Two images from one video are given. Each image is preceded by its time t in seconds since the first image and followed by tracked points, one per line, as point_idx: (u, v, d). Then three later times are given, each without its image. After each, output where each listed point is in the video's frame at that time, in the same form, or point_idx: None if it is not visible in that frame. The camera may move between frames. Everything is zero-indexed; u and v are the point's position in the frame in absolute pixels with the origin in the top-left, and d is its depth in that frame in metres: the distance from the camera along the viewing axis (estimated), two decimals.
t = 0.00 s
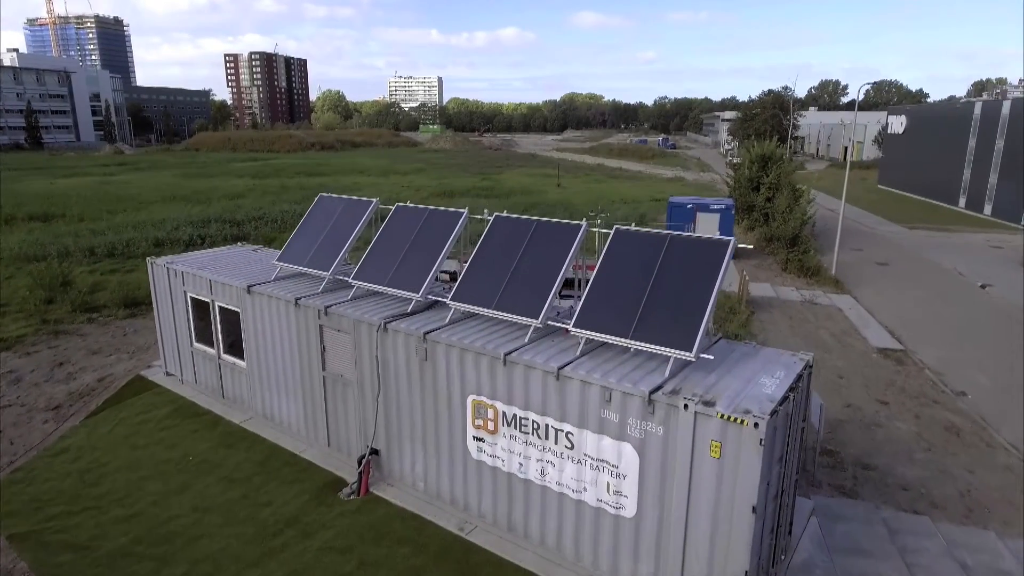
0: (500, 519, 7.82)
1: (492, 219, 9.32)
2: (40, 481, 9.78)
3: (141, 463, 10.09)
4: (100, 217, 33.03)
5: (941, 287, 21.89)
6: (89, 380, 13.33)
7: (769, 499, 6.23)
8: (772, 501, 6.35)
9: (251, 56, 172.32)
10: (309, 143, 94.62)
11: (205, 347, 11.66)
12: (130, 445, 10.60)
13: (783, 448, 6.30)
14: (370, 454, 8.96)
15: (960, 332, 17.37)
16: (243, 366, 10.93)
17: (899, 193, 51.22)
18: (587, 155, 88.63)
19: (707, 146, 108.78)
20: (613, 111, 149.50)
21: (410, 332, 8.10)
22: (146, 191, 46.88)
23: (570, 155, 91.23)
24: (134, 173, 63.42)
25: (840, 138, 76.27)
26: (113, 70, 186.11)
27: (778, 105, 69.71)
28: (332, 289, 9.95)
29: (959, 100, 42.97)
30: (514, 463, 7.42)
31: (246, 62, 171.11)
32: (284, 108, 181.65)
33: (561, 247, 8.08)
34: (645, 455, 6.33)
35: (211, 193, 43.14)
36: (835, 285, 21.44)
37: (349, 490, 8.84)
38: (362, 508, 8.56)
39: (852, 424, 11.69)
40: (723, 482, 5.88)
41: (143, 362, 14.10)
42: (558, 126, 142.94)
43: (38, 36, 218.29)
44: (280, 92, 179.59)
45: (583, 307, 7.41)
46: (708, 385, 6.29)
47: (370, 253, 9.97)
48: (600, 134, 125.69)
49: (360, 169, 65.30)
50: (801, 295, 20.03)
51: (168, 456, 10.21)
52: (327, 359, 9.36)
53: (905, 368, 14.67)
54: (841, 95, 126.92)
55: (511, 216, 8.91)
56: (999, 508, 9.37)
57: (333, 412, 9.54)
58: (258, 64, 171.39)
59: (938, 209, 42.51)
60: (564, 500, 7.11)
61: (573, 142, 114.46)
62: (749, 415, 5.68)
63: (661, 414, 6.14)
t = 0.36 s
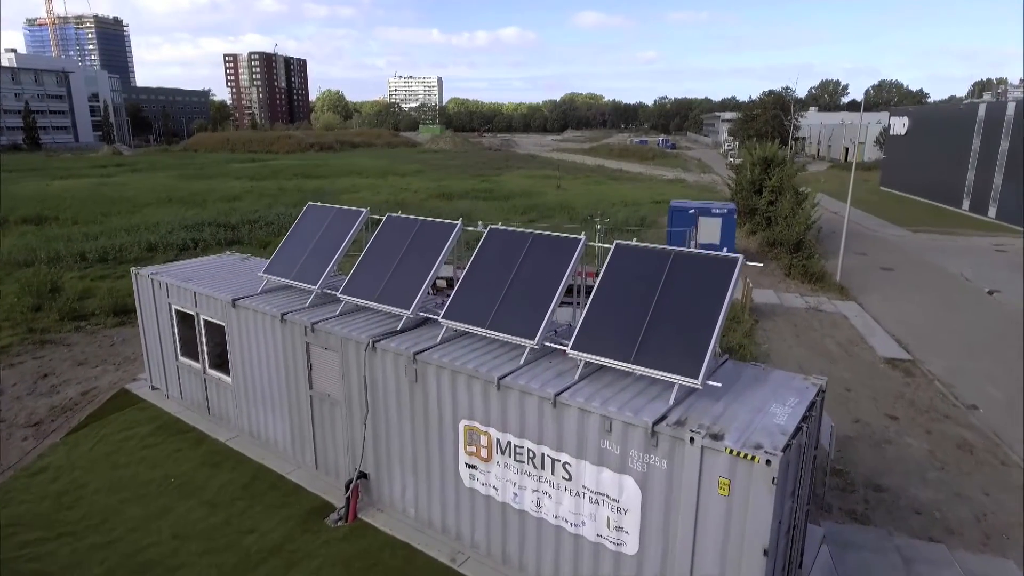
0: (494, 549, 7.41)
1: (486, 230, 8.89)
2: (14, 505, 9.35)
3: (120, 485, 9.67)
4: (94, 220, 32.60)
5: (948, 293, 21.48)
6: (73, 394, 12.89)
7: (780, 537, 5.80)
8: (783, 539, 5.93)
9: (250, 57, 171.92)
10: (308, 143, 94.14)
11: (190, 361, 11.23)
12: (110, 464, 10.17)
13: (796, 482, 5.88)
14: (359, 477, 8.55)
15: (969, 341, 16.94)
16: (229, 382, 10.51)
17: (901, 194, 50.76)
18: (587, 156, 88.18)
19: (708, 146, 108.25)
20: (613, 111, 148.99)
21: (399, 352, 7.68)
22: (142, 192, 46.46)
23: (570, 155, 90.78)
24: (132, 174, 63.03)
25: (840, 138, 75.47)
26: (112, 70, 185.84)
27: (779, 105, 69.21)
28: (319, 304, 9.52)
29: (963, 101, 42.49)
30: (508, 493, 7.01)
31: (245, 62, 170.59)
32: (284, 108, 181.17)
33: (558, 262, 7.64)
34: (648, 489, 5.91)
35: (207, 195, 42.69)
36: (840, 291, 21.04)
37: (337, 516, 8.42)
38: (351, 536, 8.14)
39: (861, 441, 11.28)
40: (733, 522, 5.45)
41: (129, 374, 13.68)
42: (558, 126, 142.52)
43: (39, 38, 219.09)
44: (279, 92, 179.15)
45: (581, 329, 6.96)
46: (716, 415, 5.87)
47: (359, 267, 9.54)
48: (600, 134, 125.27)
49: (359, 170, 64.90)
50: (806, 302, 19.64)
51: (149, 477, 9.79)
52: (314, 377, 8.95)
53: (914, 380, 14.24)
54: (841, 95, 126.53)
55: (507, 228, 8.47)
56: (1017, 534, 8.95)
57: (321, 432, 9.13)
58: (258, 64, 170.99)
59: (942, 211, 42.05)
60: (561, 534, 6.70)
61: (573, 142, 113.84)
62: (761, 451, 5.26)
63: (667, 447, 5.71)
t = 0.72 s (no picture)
0: None
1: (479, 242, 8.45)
2: None
3: (96, 507, 9.24)
4: (87, 223, 32.17)
5: (955, 299, 21.04)
6: (54, 407, 12.48)
7: None
8: None
9: (250, 56, 171.49)
10: (307, 143, 93.63)
11: (173, 375, 10.82)
12: (88, 484, 9.75)
13: (809, 519, 5.44)
14: (345, 502, 8.12)
15: (978, 350, 16.49)
16: (212, 398, 10.09)
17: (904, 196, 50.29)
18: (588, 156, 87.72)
19: (709, 145, 107.74)
20: (613, 111, 148.48)
21: (386, 372, 7.26)
22: (138, 194, 46.02)
23: (571, 155, 90.26)
24: (129, 175, 62.60)
25: (842, 138, 74.97)
26: (112, 69, 185.34)
27: (781, 105, 68.73)
28: (304, 318, 9.08)
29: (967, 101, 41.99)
30: (500, 524, 6.59)
31: (245, 62, 170.09)
32: (283, 108, 180.69)
33: (553, 277, 7.19)
34: (649, 526, 5.48)
35: (204, 196, 42.24)
36: (844, 297, 20.60)
37: (321, 543, 7.98)
38: (335, 564, 7.71)
39: (870, 458, 10.85)
40: (740, 564, 5.02)
41: (114, 386, 13.27)
42: (558, 126, 142.04)
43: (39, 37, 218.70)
44: (279, 92, 178.68)
45: (577, 350, 6.51)
46: (723, 447, 5.44)
47: (346, 279, 9.10)
48: (600, 134, 124.83)
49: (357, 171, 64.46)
50: (810, 309, 19.21)
51: (127, 498, 9.37)
52: (298, 395, 8.52)
53: (923, 391, 13.80)
54: (842, 95, 125.94)
55: (501, 240, 8.03)
56: None
57: (306, 453, 8.71)
58: (257, 64, 170.55)
59: (946, 212, 41.58)
60: (556, 569, 6.27)
61: (574, 142, 113.29)
62: (772, 490, 4.82)
63: (670, 481, 5.27)
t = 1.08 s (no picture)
0: None
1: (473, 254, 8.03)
2: None
3: (74, 530, 8.84)
4: (81, 226, 31.74)
5: (963, 305, 20.63)
6: (37, 420, 12.08)
7: None
8: None
9: (250, 57, 171.08)
10: (306, 143, 93.17)
11: (157, 390, 10.41)
12: (67, 505, 9.33)
13: (827, 561, 5.03)
14: (333, 528, 7.72)
15: (988, 358, 16.08)
16: (197, 414, 9.69)
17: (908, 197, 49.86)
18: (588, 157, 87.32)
19: (710, 146, 107.34)
20: (614, 111, 148.05)
21: (373, 393, 6.86)
22: (134, 195, 45.55)
23: (571, 156, 89.87)
24: (128, 176, 62.12)
25: (844, 139, 74.62)
26: (112, 69, 184.81)
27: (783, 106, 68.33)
28: (291, 333, 8.68)
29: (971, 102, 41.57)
30: (494, 558, 6.18)
31: (245, 62, 169.72)
32: (283, 109, 180.27)
33: (550, 293, 6.77)
34: (653, 568, 5.08)
35: (201, 198, 41.82)
36: (851, 303, 20.20)
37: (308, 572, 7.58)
38: None
39: (880, 476, 10.44)
40: None
41: (100, 398, 12.86)
42: (559, 126, 141.64)
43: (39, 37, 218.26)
44: (279, 92, 178.27)
45: (576, 375, 6.09)
46: (734, 483, 5.04)
47: (334, 292, 8.69)
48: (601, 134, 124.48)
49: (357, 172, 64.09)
50: (815, 316, 18.81)
51: (106, 521, 8.96)
52: (284, 415, 8.13)
53: (933, 403, 13.38)
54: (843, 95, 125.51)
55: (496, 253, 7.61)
56: None
57: (292, 474, 8.30)
58: (257, 64, 170.17)
59: (950, 215, 41.18)
60: None
61: (575, 142, 112.94)
62: (789, 535, 4.42)
63: (677, 521, 4.86)
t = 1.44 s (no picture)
0: None
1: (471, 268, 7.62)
2: None
3: (55, 553, 8.49)
4: (77, 229, 31.44)
5: (970, 311, 20.26)
6: (22, 435, 11.72)
7: None
8: None
9: (250, 57, 170.88)
10: (306, 144, 92.86)
11: (145, 405, 10.06)
12: (49, 527, 8.98)
13: None
14: (323, 556, 7.36)
15: (998, 367, 15.72)
16: (185, 432, 9.33)
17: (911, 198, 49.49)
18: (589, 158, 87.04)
19: (711, 146, 107.06)
20: (614, 111, 147.75)
21: (364, 417, 6.50)
22: (132, 197, 45.30)
23: (572, 156, 89.57)
24: (127, 177, 61.84)
25: (846, 139, 74.34)
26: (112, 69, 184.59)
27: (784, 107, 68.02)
28: (279, 350, 8.28)
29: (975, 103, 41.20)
30: None
31: (245, 62, 169.50)
32: (283, 108, 180.03)
33: (550, 312, 6.35)
34: None
35: (199, 200, 41.52)
36: (856, 310, 19.85)
37: None
38: None
39: (891, 494, 10.09)
40: None
41: (88, 410, 12.51)
42: (559, 126, 141.35)
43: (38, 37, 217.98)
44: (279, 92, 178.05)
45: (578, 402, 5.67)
46: (749, 525, 4.67)
47: (324, 307, 8.28)
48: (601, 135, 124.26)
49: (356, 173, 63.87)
50: (821, 323, 18.47)
51: (89, 544, 8.61)
52: (272, 436, 7.76)
53: (945, 416, 13.01)
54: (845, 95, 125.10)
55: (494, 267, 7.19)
56: None
57: (282, 498, 7.93)
58: (257, 64, 169.93)
59: (953, 217, 40.84)
60: None
61: (575, 142, 112.70)
62: None
63: (689, 567, 4.49)
